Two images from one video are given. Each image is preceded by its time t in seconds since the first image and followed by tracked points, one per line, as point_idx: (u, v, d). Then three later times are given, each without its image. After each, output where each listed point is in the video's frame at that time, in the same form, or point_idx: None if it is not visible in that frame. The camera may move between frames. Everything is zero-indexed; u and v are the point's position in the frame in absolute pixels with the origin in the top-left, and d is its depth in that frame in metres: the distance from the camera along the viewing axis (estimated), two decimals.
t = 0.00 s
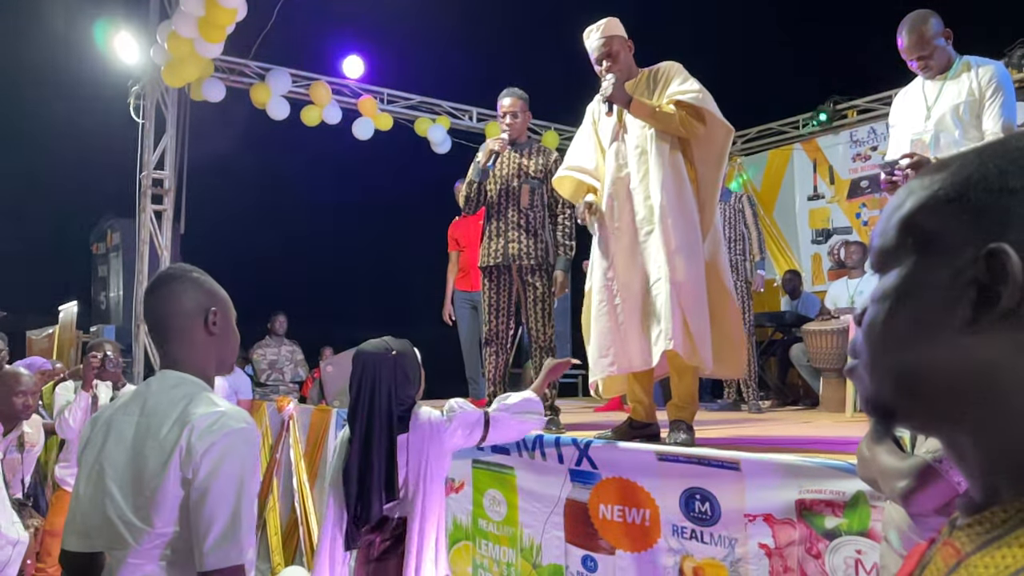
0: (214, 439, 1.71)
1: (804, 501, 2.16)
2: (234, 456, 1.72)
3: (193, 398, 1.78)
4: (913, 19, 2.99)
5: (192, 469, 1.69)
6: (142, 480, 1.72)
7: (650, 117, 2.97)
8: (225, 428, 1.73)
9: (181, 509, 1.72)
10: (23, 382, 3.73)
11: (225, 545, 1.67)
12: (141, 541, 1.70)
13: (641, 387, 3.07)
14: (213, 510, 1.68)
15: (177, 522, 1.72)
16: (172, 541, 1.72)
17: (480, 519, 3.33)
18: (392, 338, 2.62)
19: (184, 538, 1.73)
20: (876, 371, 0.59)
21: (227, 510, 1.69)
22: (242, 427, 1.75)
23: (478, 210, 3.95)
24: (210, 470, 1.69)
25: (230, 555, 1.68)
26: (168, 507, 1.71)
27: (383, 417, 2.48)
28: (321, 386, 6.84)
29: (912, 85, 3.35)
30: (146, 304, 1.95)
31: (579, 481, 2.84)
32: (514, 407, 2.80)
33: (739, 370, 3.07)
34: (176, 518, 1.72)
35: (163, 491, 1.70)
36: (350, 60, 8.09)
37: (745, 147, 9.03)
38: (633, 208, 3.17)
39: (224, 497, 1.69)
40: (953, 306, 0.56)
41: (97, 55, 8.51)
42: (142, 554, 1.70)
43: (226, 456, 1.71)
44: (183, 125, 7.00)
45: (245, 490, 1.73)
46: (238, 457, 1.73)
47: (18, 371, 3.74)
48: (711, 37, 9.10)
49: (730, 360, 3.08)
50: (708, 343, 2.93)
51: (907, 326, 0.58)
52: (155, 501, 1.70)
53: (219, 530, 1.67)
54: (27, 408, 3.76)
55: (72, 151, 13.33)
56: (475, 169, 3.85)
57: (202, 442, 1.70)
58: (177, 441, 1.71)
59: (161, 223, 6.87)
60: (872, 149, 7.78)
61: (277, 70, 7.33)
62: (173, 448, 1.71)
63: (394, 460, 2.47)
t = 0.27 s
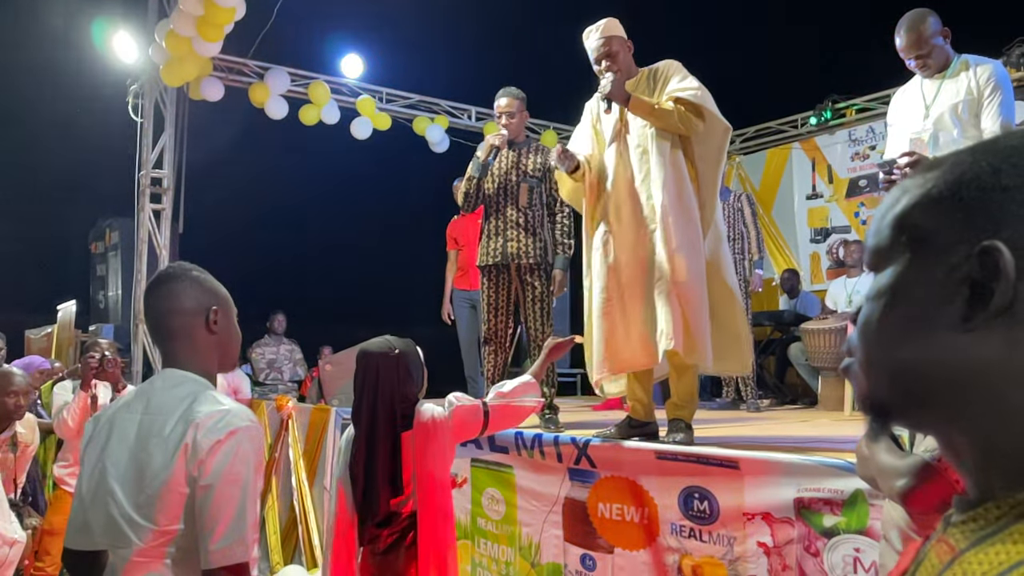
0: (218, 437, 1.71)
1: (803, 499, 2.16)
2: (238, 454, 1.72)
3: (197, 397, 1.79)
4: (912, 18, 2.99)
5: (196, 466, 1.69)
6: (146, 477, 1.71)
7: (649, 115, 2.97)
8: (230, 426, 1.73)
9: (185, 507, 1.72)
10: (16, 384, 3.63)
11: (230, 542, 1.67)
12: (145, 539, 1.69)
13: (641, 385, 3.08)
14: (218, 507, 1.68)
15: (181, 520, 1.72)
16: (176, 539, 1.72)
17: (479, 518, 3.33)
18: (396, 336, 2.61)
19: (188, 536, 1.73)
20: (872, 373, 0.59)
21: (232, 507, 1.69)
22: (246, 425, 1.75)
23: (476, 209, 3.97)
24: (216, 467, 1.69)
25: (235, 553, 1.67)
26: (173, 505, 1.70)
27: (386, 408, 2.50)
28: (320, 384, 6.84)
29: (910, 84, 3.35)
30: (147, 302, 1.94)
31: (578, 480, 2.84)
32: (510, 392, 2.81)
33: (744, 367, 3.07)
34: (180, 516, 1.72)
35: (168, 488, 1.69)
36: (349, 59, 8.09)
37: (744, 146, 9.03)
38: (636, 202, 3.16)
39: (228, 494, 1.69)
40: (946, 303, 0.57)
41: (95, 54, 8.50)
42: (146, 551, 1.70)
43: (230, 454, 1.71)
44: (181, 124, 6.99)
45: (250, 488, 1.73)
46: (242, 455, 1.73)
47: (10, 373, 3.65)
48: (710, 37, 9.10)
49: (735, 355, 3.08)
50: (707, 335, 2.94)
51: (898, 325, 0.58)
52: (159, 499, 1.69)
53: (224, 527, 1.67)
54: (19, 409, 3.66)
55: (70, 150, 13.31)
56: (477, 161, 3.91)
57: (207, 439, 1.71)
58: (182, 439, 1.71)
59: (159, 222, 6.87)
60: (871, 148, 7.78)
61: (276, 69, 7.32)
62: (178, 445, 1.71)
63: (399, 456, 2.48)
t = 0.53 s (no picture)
0: (219, 437, 1.71)
1: (801, 498, 2.16)
2: (238, 454, 1.72)
3: (197, 397, 1.79)
4: (910, 16, 2.99)
5: (198, 466, 1.69)
6: (146, 478, 1.71)
7: (649, 115, 2.96)
8: (230, 426, 1.73)
9: (186, 507, 1.72)
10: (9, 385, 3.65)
11: (231, 543, 1.67)
12: (146, 538, 1.70)
13: (641, 385, 3.08)
14: (218, 508, 1.68)
15: (182, 520, 1.72)
16: (178, 539, 1.72)
17: (478, 517, 3.33)
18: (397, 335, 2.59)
19: (190, 537, 1.73)
20: (865, 372, 0.60)
21: (232, 508, 1.69)
22: (247, 425, 1.75)
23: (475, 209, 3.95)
24: (216, 467, 1.69)
25: (235, 553, 1.67)
26: (173, 506, 1.70)
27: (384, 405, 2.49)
28: (318, 385, 6.83)
29: (908, 83, 3.35)
30: (146, 302, 1.95)
31: (577, 479, 2.84)
32: (513, 397, 2.66)
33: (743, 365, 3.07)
34: (181, 516, 1.72)
35: (167, 488, 1.69)
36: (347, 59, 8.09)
37: (743, 145, 9.04)
38: (641, 202, 3.18)
39: (229, 494, 1.69)
40: (939, 303, 0.58)
41: (93, 54, 8.49)
42: (147, 552, 1.70)
43: (231, 455, 1.71)
44: (179, 124, 6.99)
45: (250, 488, 1.73)
46: (243, 455, 1.73)
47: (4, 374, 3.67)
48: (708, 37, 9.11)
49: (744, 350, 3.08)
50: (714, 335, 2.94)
51: (889, 325, 0.59)
52: (159, 499, 1.69)
53: (224, 527, 1.67)
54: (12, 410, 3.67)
55: (68, 150, 13.30)
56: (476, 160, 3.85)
57: (207, 440, 1.71)
58: (182, 440, 1.72)
59: (158, 222, 6.87)
60: (870, 147, 7.78)
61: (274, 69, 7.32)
62: (178, 446, 1.71)
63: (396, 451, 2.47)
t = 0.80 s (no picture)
0: (214, 440, 1.71)
1: (799, 499, 2.16)
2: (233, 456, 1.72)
3: (192, 399, 1.79)
4: (906, 17, 2.99)
5: (193, 468, 1.70)
6: (140, 479, 1.71)
7: (644, 116, 2.97)
8: (225, 429, 1.73)
9: (180, 509, 1.72)
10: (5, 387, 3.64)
11: (225, 544, 1.67)
12: (139, 541, 1.69)
13: (638, 386, 3.09)
14: (213, 510, 1.68)
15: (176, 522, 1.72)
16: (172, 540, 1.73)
17: (477, 519, 3.33)
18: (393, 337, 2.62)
19: (184, 539, 1.73)
20: (859, 374, 0.61)
21: (227, 510, 1.69)
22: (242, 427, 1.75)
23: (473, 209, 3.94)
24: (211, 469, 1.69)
25: (229, 556, 1.67)
26: (166, 508, 1.70)
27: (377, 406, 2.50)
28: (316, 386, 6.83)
29: (904, 83, 3.35)
30: (144, 303, 1.95)
31: (575, 481, 2.84)
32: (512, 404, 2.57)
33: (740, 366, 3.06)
34: (175, 517, 1.72)
35: (162, 491, 1.69)
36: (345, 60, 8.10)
37: (740, 146, 9.06)
38: (635, 208, 3.17)
39: (223, 496, 1.69)
40: (931, 302, 0.58)
41: (90, 55, 8.48)
42: (140, 554, 1.70)
43: (226, 456, 1.71)
44: (177, 125, 6.99)
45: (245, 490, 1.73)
46: (238, 457, 1.73)
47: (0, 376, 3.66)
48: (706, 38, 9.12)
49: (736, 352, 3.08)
50: (710, 339, 2.95)
51: (881, 325, 0.60)
52: (153, 501, 1.69)
53: (218, 530, 1.67)
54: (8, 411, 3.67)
55: (66, 152, 13.28)
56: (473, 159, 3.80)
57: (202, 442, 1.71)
58: (177, 442, 1.72)
59: (156, 224, 6.87)
60: (867, 148, 7.79)
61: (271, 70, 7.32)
62: (173, 448, 1.71)
63: (388, 450, 2.49)
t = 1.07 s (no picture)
0: (205, 441, 1.71)
1: (794, 498, 2.17)
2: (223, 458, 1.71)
3: (184, 400, 1.79)
4: (899, 16, 2.99)
5: (183, 470, 1.69)
6: (132, 481, 1.71)
7: (637, 117, 2.97)
8: (216, 430, 1.73)
9: (171, 510, 1.72)
10: None
11: (215, 546, 1.67)
12: (130, 542, 1.69)
13: (634, 386, 3.06)
14: (202, 512, 1.67)
15: (166, 524, 1.71)
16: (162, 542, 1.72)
17: (473, 519, 3.33)
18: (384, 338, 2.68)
19: (174, 540, 1.73)
20: (847, 367, 0.62)
21: (216, 511, 1.69)
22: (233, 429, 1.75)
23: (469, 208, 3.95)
24: (201, 471, 1.69)
25: (219, 557, 1.67)
26: (156, 509, 1.70)
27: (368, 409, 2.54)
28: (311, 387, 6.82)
29: (898, 82, 3.36)
30: (137, 304, 1.95)
31: (571, 480, 2.84)
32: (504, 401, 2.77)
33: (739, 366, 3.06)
34: (165, 519, 1.71)
35: (153, 491, 1.69)
36: (340, 60, 8.09)
37: (736, 145, 9.07)
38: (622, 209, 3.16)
39: (213, 498, 1.69)
40: (917, 301, 0.59)
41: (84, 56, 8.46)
42: (130, 555, 1.70)
43: (216, 458, 1.71)
44: (172, 126, 6.98)
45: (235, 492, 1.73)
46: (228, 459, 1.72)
47: None
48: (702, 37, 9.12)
49: (729, 352, 3.08)
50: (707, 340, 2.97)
51: (868, 326, 0.61)
52: (144, 502, 1.69)
53: (208, 531, 1.67)
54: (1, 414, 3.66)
55: (60, 153, 13.24)
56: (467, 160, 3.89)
57: (192, 443, 1.70)
58: (168, 442, 1.72)
59: (150, 225, 6.86)
60: (862, 146, 7.80)
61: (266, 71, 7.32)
62: (164, 449, 1.71)
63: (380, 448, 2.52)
